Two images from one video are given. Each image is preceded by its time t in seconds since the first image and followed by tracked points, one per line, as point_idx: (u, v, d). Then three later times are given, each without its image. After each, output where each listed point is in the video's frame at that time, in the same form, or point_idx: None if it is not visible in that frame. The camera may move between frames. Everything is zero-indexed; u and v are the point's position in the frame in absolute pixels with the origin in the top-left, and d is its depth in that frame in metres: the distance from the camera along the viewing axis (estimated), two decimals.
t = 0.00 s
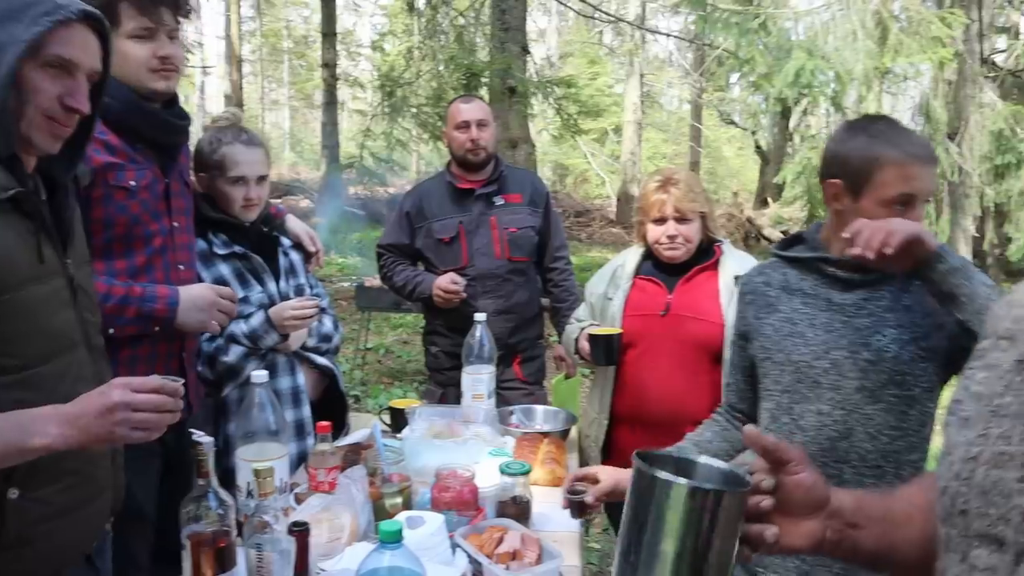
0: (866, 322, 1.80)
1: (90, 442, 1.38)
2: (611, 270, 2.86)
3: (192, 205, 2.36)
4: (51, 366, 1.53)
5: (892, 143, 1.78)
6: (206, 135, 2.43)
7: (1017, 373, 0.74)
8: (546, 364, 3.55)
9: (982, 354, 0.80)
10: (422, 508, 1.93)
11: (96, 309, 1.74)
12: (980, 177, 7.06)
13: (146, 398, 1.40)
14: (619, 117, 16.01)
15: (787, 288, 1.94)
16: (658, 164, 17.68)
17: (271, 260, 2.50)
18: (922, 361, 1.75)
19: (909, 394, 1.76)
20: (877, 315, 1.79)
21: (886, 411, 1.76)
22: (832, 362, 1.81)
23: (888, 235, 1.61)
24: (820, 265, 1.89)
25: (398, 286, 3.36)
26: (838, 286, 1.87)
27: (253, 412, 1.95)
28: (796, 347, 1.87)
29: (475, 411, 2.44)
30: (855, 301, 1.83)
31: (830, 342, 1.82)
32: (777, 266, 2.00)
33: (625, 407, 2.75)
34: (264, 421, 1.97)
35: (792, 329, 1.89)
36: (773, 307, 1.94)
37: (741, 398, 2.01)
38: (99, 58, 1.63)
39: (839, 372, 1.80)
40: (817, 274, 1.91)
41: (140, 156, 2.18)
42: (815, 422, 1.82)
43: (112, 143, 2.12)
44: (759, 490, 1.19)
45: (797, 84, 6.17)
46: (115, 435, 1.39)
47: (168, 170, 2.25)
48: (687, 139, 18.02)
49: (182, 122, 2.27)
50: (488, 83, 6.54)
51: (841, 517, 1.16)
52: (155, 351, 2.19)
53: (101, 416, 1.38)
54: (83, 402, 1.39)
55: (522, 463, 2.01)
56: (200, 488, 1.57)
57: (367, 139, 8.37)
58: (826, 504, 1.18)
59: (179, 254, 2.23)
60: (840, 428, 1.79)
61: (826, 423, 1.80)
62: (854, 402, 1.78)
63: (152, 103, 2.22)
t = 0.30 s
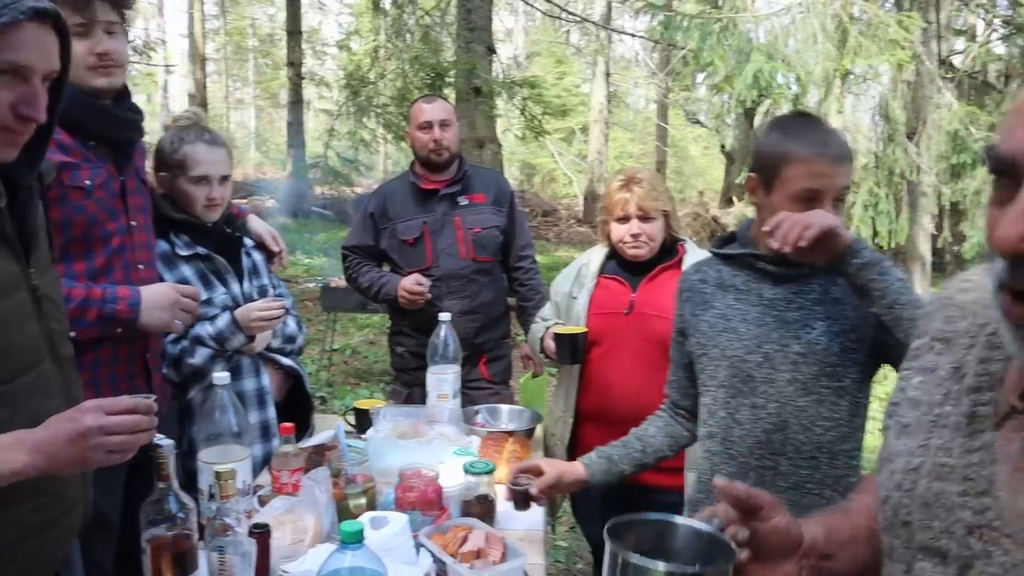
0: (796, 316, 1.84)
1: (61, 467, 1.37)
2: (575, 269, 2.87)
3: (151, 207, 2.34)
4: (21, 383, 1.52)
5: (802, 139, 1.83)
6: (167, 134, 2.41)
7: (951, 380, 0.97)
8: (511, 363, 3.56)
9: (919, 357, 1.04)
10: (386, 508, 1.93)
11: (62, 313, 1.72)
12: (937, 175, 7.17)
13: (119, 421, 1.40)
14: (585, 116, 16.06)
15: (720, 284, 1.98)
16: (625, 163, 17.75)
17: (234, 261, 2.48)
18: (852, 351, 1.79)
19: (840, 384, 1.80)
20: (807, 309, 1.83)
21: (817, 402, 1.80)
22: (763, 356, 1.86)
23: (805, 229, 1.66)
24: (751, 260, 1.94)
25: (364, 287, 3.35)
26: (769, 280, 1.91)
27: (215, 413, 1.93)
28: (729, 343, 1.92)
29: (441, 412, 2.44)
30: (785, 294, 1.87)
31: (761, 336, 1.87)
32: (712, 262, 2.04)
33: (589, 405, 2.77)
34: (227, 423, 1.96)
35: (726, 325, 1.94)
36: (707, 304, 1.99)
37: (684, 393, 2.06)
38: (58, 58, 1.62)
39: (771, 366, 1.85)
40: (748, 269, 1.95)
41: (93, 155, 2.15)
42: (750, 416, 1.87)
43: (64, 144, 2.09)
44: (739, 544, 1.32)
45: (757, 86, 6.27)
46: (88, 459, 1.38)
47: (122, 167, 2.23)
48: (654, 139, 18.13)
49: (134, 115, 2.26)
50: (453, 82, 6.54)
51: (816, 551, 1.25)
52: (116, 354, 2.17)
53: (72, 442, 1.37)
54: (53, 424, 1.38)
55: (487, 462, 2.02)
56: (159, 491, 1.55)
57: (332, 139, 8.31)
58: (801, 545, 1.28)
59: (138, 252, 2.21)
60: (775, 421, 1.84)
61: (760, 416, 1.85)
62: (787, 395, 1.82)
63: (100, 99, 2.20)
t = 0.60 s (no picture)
0: (738, 311, 1.88)
1: (24, 495, 1.36)
2: (540, 268, 2.89)
3: (108, 207, 2.32)
4: None
5: (737, 137, 1.87)
6: (124, 134, 2.39)
7: (894, 377, 1.02)
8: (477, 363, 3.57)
9: (864, 356, 1.09)
10: (351, 508, 1.93)
11: (12, 316, 1.68)
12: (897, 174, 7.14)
13: (82, 448, 1.38)
14: (552, 116, 16.09)
15: (668, 282, 2.03)
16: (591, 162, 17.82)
17: (195, 262, 2.46)
18: (793, 347, 1.82)
19: (781, 378, 1.83)
20: (749, 305, 1.87)
21: (759, 397, 1.83)
22: (706, 351, 1.89)
23: (744, 224, 1.68)
24: (696, 258, 1.98)
25: (328, 288, 3.34)
26: (714, 276, 1.95)
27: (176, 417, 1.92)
28: (675, 338, 1.96)
29: (406, 411, 2.45)
30: (727, 290, 1.91)
31: (704, 332, 1.91)
32: (663, 261, 2.08)
33: (554, 403, 2.78)
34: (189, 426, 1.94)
35: (672, 322, 1.98)
36: (657, 301, 2.03)
37: (639, 392, 2.09)
38: (18, 68, 1.60)
39: (714, 361, 1.88)
40: (694, 266, 1.99)
41: (42, 152, 2.13)
42: (694, 411, 1.90)
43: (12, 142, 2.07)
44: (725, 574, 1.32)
45: (720, 88, 6.32)
46: (53, 487, 1.37)
47: (74, 163, 2.21)
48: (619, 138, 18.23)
49: (80, 104, 2.25)
50: (418, 82, 6.52)
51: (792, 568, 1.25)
52: (75, 354, 2.15)
53: (35, 471, 1.35)
54: (13, 453, 1.37)
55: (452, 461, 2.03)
56: (119, 494, 1.54)
57: (297, 138, 8.26)
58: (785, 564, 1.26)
59: (94, 250, 2.18)
60: (719, 415, 1.87)
61: (704, 411, 1.89)
62: (729, 390, 1.86)
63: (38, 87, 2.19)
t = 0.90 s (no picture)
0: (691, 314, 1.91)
1: None
2: (504, 268, 2.90)
3: (60, 211, 2.29)
4: None
5: (689, 127, 2.01)
6: (77, 136, 2.36)
7: (846, 365, 0.96)
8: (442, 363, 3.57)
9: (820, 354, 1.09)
10: (313, 510, 1.92)
11: None
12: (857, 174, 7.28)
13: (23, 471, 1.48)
14: (518, 116, 16.13)
15: (630, 283, 2.08)
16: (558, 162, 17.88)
17: (151, 264, 2.43)
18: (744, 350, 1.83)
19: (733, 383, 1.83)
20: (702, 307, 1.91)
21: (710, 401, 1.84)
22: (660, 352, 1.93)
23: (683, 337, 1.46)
24: (654, 259, 2.03)
25: (291, 290, 3.33)
26: (671, 277, 2.00)
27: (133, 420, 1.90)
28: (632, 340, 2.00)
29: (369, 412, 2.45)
30: (683, 292, 1.95)
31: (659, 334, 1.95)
32: (627, 264, 2.14)
33: (518, 403, 2.80)
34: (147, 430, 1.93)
35: (630, 323, 2.03)
36: (619, 303, 2.08)
37: (605, 392, 2.13)
38: None
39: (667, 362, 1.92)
40: (652, 267, 2.05)
41: None
42: (650, 412, 1.93)
43: None
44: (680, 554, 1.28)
45: (683, 87, 6.39)
46: None
47: (21, 166, 2.18)
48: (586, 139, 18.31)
49: (28, 108, 2.18)
50: (384, 82, 6.49)
51: (748, 553, 1.16)
52: (21, 358, 2.11)
53: None
54: None
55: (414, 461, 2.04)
56: (77, 500, 1.52)
57: (262, 139, 8.21)
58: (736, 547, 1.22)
59: (41, 251, 2.16)
60: (672, 417, 1.89)
61: (659, 412, 1.91)
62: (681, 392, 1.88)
63: None
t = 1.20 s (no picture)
0: (675, 321, 1.92)
1: None
2: (474, 268, 2.91)
3: (17, 213, 2.25)
4: None
5: (669, 120, 2.07)
6: (31, 138, 2.34)
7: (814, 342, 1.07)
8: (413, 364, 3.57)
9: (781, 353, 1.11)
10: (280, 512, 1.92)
11: None
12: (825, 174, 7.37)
13: None
14: (492, 116, 16.12)
15: (614, 286, 2.08)
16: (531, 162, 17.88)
17: (111, 266, 2.42)
18: (726, 360, 1.85)
19: (714, 393, 1.86)
20: (685, 314, 1.92)
21: (690, 408, 1.87)
22: (640, 357, 1.93)
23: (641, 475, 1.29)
24: (640, 260, 2.04)
25: (259, 291, 3.31)
26: (657, 279, 2.01)
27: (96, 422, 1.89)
28: (614, 344, 1.99)
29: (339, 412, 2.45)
30: (667, 297, 1.96)
31: (641, 339, 1.95)
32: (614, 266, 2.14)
33: (488, 403, 2.81)
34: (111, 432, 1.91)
35: (613, 326, 2.02)
36: (603, 305, 2.08)
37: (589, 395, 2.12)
38: None
39: (647, 368, 1.92)
40: (638, 269, 2.05)
41: None
42: (629, 417, 1.94)
43: None
44: (640, 522, 1.31)
45: (653, 80, 6.42)
46: None
47: None
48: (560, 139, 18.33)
49: None
50: (354, 82, 6.46)
51: (718, 537, 1.28)
52: None
53: None
54: None
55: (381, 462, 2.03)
56: (38, 504, 1.52)
57: (231, 139, 8.14)
58: (703, 527, 1.30)
59: None
60: (652, 424, 1.91)
61: (638, 418, 1.92)
62: (662, 400, 1.90)
63: None
